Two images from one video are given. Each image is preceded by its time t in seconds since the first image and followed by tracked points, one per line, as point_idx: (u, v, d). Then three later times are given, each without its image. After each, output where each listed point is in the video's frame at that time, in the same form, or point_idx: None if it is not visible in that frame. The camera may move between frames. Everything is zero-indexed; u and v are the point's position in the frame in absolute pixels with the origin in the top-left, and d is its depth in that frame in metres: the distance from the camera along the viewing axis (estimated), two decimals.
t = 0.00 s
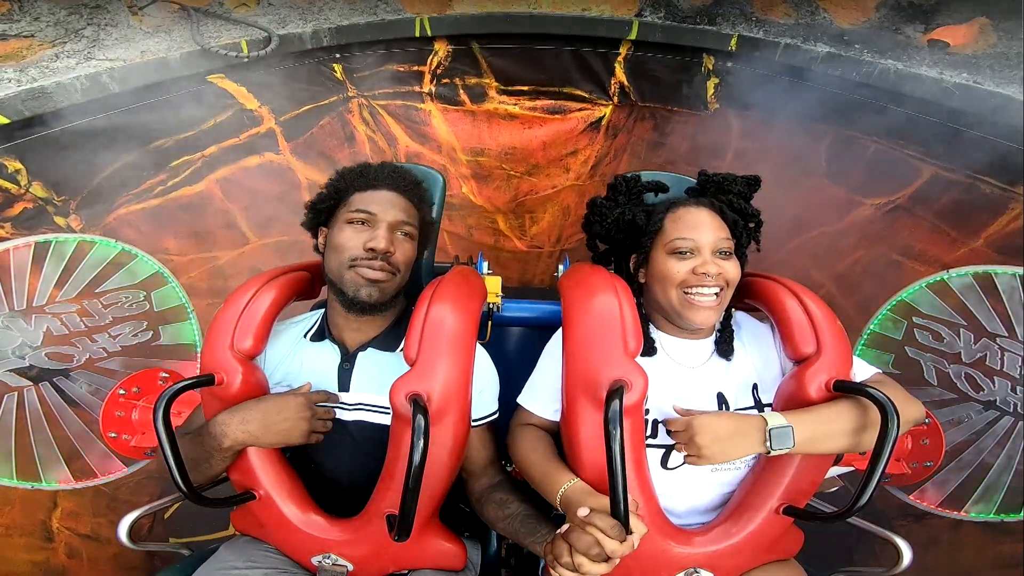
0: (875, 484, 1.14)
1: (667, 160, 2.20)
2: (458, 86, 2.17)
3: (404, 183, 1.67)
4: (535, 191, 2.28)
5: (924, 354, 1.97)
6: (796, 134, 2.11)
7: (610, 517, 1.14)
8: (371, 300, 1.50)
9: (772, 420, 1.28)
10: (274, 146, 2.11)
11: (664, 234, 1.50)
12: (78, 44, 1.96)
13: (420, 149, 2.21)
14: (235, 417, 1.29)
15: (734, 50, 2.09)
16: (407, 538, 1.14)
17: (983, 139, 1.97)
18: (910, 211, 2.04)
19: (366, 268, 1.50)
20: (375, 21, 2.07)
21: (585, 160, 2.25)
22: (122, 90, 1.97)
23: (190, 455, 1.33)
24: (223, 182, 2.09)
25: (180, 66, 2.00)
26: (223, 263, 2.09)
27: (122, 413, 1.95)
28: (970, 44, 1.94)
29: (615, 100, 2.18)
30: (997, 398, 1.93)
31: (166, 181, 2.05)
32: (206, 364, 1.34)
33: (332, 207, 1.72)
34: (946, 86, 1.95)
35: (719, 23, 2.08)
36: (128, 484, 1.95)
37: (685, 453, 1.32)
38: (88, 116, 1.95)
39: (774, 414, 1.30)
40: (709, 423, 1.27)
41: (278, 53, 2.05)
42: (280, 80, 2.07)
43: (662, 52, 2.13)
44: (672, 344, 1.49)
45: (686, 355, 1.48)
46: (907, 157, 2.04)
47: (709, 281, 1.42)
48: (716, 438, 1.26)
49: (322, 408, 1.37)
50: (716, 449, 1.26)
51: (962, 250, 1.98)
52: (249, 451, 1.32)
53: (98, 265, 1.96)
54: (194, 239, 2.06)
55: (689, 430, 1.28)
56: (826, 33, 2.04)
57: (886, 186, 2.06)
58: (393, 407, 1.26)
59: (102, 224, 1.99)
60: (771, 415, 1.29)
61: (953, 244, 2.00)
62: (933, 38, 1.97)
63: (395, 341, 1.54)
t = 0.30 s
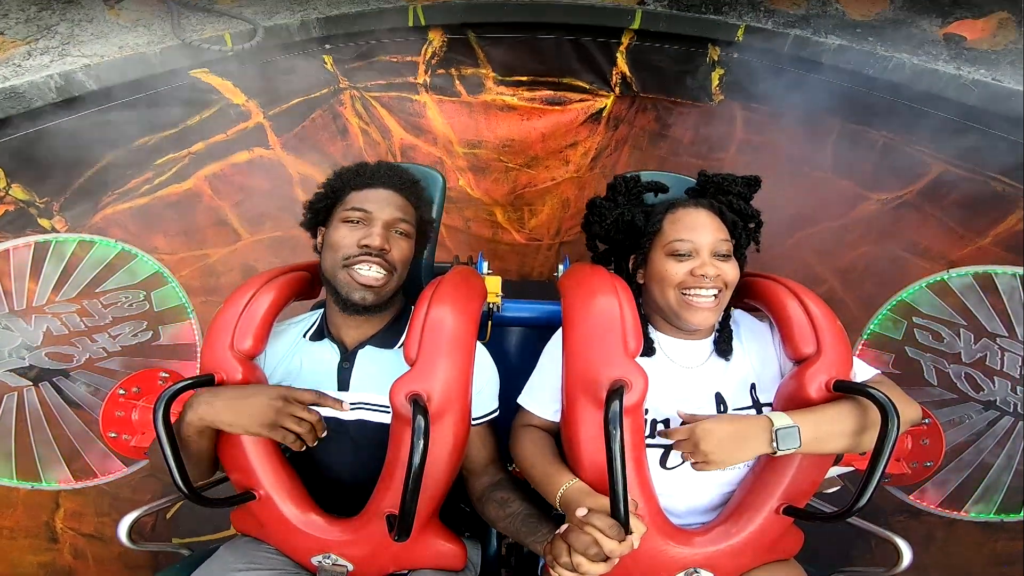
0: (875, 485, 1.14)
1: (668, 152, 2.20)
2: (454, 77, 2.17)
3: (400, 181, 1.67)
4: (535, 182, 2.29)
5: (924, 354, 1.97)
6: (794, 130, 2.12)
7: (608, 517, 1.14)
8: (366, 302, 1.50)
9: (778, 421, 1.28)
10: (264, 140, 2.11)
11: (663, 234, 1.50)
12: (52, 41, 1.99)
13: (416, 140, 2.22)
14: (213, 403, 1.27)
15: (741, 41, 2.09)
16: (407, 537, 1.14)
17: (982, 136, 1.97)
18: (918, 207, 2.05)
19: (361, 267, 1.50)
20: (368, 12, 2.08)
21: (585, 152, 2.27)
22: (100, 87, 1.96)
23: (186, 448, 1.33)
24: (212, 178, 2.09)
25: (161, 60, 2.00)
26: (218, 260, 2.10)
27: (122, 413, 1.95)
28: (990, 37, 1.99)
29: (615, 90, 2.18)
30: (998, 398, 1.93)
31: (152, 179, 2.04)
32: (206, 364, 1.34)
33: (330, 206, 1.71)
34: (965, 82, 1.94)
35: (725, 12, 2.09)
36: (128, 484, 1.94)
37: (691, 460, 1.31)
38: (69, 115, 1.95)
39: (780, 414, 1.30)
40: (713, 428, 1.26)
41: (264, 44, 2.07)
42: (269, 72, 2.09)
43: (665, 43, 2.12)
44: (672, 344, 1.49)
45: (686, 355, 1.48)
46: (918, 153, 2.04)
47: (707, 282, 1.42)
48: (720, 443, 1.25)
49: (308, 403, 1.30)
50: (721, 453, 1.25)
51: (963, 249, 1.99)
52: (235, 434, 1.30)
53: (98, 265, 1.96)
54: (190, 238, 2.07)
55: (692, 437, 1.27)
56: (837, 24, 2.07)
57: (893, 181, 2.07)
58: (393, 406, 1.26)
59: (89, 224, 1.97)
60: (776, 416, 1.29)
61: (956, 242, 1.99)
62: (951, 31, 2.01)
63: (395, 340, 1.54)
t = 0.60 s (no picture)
0: (875, 485, 1.13)
1: (671, 150, 2.19)
2: (456, 73, 2.18)
3: (419, 187, 1.68)
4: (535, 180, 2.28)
5: (924, 354, 1.97)
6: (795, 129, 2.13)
7: (609, 516, 1.14)
8: (388, 307, 1.50)
9: (778, 418, 1.28)
10: (264, 137, 2.11)
11: (663, 234, 1.50)
12: (49, 38, 1.98)
13: (417, 138, 2.21)
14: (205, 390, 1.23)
15: (748, 38, 2.12)
16: (407, 537, 1.14)
17: (988, 134, 2.00)
18: (926, 207, 2.05)
19: (386, 272, 1.50)
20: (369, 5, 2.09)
21: (588, 150, 2.26)
22: (97, 85, 1.95)
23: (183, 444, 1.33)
24: (210, 176, 2.08)
25: (159, 58, 1.99)
26: (218, 257, 2.09)
27: (122, 413, 1.94)
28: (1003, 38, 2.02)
29: (621, 87, 2.19)
30: (997, 398, 1.93)
31: (151, 177, 2.04)
32: (206, 364, 1.32)
33: (346, 207, 1.70)
34: (979, 83, 1.97)
35: (733, 9, 2.12)
36: (126, 484, 1.94)
37: (691, 453, 1.31)
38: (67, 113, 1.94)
39: (780, 412, 1.30)
40: (712, 423, 1.26)
41: (264, 40, 2.07)
42: (269, 68, 2.10)
43: (673, 40, 2.15)
44: (672, 344, 1.49)
45: (686, 355, 1.48)
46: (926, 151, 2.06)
47: (707, 282, 1.42)
48: (721, 437, 1.25)
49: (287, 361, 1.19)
50: (721, 447, 1.25)
51: (966, 250, 2.00)
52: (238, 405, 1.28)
53: (99, 265, 1.97)
54: (191, 236, 2.07)
55: (693, 429, 1.27)
56: (848, 22, 2.08)
57: (903, 181, 2.08)
58: (393, 406, 1.26)
59: (89, 222, 1.97)
60: (777, 413, 1.29)
61: (961, 242, 2.01)
62: (965, 31, 2.03)
63: (396, 339, 1.53)
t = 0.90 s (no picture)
0: (876, 483, 1.12)
1: (667, 152, 2.22)
2: (455, 78, 2.15)
3: (428, 190, 1.68)
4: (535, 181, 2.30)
5: (924, 354, 1.97)
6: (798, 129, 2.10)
7: (610, 517, 1.13)
8: (394, 310, 1.50)
9: (777, 419, 1.28)
10: (266, 140, 2.10)
11: (663, 233, 1.50)
12: (55, 42, 1.90)
13: (417, 142, 2.22)
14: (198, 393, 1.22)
15: (740, 42, 2.05)
16: (408, 537, 1.14)
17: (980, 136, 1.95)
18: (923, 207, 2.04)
19: (393, 275, 1.51)
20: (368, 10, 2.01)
21: (585, 153, 2.27)
22: (103, 88, 1.90)
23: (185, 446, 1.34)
24: (213, 179, 2.08)
25: (164, 62, 1.94)
26: (220, 260, 2.12)
27: (122, 413, 1.95)
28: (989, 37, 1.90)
29: (616, 91, 2.16)
30: (997, 399, 1.93)
31: (154, 179, 2.03)
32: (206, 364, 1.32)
33: (354, 207, 1.68)
34: (964, 83, 1.90)
35: (725, 13, 2.04)
36: (127, 484, 1.95)
37: (690, 455, 1.30)
38: (71, 115, 1.89)
39: (779, 412, 1.30)
40: (712, 423, 1.26)
41: (266, 45, 2.00)
42: (267, 70, 2.04)
43: (664, 44, 2.09)
44: (672, 344, 1.49)
45: (686, 354, 1.48)
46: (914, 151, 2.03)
47: (707, 279, 1.41)
48: (720, 438, 1.25)
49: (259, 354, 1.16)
50: (721, 448, 1.25)
51: (965, 249, 2.00)
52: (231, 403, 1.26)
53: (98, 264, 1.97)
54: (193, 236, 2.08)
55: (692, 430, 1.27)
56: (836, 25, 1.99)
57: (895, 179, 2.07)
58: (393, 406, 1.26)
59: (90, 223, 1.97)
60: (776, 414, 1.29)
61: (957, 242, 2.00)
62: (950, 33, 1.91)
63: (397, 340, 1.53)
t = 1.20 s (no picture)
0: (875, 483, 1.12)
1: (666, 160, 2.26)
2: (459, 85, 2.15)
3: (431, 193, 1.69)
4: (535, 187, 2.33)
5: (924, 354, 1.98)
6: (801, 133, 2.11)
7: (609, 517, 1.13)
8: (398, 310, 1.50)
9: (777, 419, 1.28)
10: (273, 144, 2.12)
11: (663, 232, 1.50)
12: (77, 44, 1.86)
13: (419, 148, 2.24)
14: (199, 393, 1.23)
15: (735, 50, 2.03)
16: (407, 537, 1.14)
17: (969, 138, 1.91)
18: (908, 208, 2.04)
19: (397, 277, 1.51)
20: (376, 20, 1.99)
21: (585, 160, 2.30)
22: (122, 90, 1.86)
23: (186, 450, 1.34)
24: (216, 181, 2.09)
25: (181, 65, 1.91)
26: (224, 262, 2.15)
27: (122, 413, 1.96)
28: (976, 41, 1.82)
29: (615, 99, 2.19)
30: (998, 399, 1.93)
31: (165, 180, 2.03)
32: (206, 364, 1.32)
33: (358, 208, 1.68)
34: (949, 87, 1.86)
35: (721, 21, 2.01)
36: (128, 483, 1.98)
37: (690, 455, 1.30)
38: (88, 115, 1.84)
39: (779, 413, 1.30)
40: (711, 423, 1.26)
41: (278, 52, 1.98)
42: (275, 78, 2.04)
43: (663, 52, 2.08)
44: (673, 344, 1.50)
45: (687, 354, 1.48)
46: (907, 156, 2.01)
47: (709, 277, 1.40)
48: (720, 438, 1.25)
49: (263, 352, 1.17)
50: (720, 448, 1.25)
51: (959, 250, 1.98)
52: (231, 403, 1.27)
53: (98, 265, 1.96)
54: (200, 237, 2.10)
55: (691, 430, 1.28)
56: (828, 30, 1.96)
57: (889, 181, 2.05)
58: (393, 406, 1.26)
59: (101, 223, 1.96)
60: (776, 414, 1.29)
61: (950, 243, 1.99)
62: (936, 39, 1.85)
63: (398, 340, 1.53)
